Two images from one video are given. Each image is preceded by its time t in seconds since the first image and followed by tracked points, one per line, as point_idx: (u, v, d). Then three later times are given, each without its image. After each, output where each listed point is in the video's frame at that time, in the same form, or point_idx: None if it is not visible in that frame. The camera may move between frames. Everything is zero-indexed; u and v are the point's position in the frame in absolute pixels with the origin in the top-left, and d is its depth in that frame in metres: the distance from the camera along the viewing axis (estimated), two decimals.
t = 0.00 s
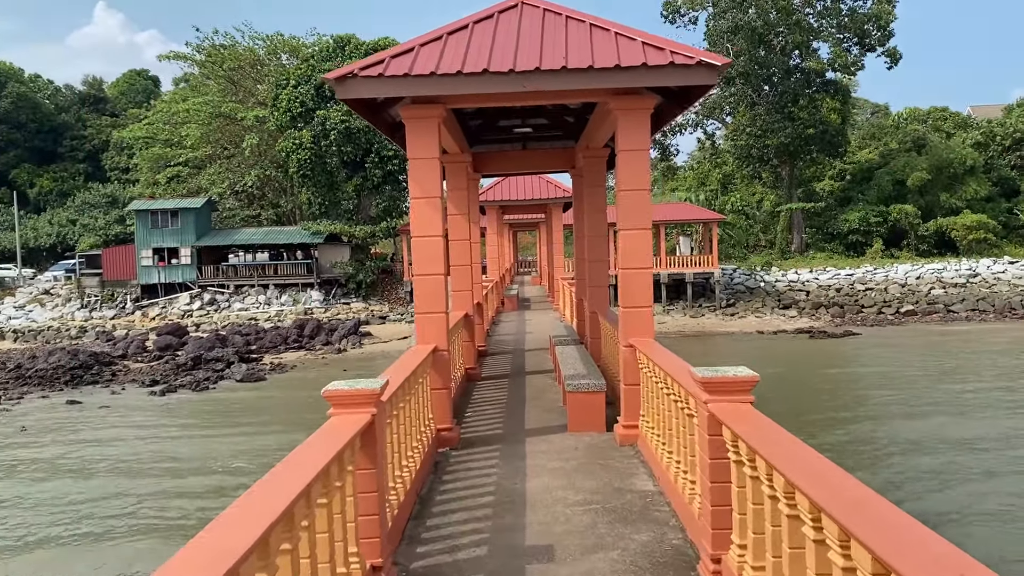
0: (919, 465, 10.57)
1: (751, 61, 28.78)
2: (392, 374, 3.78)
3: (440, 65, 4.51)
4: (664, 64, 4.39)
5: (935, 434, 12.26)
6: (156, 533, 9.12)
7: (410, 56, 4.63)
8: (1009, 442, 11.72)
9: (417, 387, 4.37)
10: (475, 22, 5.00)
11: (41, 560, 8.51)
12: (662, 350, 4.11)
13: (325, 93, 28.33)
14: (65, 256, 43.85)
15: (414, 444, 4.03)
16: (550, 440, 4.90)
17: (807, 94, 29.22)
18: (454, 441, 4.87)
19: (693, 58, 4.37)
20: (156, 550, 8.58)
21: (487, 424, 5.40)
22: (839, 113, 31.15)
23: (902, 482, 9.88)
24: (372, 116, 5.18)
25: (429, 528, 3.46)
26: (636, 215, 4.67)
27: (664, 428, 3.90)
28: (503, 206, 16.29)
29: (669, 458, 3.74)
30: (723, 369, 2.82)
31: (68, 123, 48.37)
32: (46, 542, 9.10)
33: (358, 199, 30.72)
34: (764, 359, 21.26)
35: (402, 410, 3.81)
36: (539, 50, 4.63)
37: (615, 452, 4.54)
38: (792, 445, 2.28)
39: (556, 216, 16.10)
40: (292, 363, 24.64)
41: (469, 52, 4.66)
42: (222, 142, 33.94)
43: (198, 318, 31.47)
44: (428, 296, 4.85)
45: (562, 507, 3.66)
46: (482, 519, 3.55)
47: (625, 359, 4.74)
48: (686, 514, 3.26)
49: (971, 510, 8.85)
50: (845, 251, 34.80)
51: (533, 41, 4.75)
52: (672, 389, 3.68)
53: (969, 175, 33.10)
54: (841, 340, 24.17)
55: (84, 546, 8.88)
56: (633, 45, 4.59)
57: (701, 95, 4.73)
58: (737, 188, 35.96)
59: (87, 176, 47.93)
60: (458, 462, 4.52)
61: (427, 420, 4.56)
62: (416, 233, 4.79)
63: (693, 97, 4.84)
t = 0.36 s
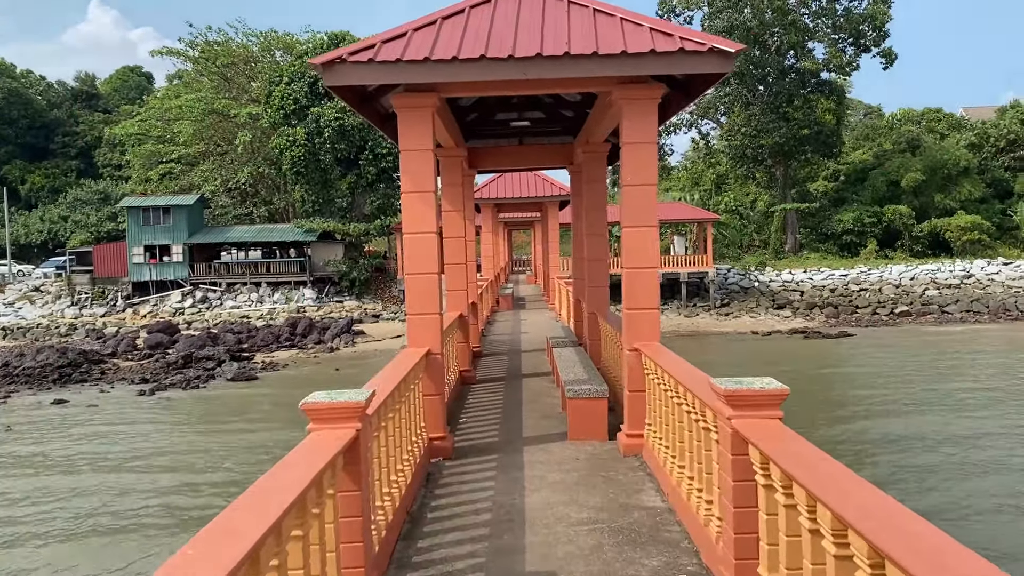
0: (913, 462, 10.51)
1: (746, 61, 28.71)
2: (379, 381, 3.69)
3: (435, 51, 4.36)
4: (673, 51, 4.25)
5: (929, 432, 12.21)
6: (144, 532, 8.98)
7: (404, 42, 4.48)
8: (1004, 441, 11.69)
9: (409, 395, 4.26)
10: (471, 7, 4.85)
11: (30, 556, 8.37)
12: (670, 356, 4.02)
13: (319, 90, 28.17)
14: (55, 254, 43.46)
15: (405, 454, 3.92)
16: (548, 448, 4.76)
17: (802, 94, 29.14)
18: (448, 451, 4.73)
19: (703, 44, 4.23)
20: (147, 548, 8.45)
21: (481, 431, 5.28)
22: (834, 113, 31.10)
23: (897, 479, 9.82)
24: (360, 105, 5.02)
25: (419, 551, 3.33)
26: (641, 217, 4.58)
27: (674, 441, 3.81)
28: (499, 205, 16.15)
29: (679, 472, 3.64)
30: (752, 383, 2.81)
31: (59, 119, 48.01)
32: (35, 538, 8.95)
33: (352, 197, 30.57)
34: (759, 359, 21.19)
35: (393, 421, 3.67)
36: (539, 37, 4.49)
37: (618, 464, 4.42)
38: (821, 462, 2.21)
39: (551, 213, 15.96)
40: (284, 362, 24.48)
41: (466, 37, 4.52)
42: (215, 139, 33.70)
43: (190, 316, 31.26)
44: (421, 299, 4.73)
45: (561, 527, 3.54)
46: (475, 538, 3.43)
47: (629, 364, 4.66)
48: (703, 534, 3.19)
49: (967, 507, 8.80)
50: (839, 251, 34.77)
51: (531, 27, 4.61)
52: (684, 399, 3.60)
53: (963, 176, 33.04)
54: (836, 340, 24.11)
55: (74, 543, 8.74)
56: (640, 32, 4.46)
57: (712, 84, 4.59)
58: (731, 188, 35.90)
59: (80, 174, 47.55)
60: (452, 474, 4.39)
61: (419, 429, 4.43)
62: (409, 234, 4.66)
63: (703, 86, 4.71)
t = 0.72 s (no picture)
0: (920, 464, 10.07)
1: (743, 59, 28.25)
2: (355, 400, 3.10)
3: (425, 36, 3.88)
4: (683, 38, 3.78)
5: (934, 434, 11.80)
6: (112, 533, 8.47)
7: (391, 26, 4.00)
8: (1012, 445, 11.31)
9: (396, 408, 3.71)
10: None
11: None
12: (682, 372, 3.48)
13: (309, 84, 27.62)
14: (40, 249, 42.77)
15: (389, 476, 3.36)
16: (548, 464, 4.27)
17: (798, 92, 28.69)
18: (439, 469, 4.19)
19: (719, 32, 3.77)
20: (118, 552, 7.96)
21: (473, 445, 4.76)
22: (831, 112, 30.72)
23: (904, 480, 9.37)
24: (343, 95, 4.52)
25: None
26: (647, 210, 4.03)
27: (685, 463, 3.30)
28: (491, 201, 15.68)
29: (692, 500, 3.12)
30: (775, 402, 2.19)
31: (47, 112, 47.26)
32: None
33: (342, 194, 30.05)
34: (756, 359, 20.80)
35: (375, 438, 3.14)
36: (537, 21, 4.02)
37: (621, 483, 3.91)
38: (878, 512, 1.67)
39: (545, 211, 15.48)
40: (271, 361, 23.91)
41: (459, 22, 4.05)
42: (203, 134, 33.10)
43: (177, 313, 30.70)
44: (407, 300, 4.18)
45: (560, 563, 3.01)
46: None
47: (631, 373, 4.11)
48: None
49: (980, 512, 8.35)
50: (834, 251, 34.40)
51: (529, 11, 4.14)
52: (696, 417, 3.08)
53: (960, 176, 32.62)
54: (833, 341, 23.73)
55: (39, 546, 8.23)
56: (648, 16, 3.99)
57: (727, 75, 4.13)
58: (725, 187, 35.51)
59: (67, 168, 46.81)
60: (443, 496, 3.85)
61: (406, 444, 3.90)
62: (394, 225, 4.12)
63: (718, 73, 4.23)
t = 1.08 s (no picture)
0: (917, 470, 9.88)
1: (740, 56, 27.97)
2: (325, 411, 2.86)
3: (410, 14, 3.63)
4: (687, 17, 3.53)
5: (931, 439, 11.62)
6: (92, 532, 8.22)
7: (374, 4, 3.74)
8: (1010, 448, 11.16)
9: (374, 415, 3.45)
10: None
11: None
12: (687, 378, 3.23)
13: (303, 80, 27.27)
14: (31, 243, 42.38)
15: (364, 490, 3.10)
16: (537, 475, 4.02)
17: (795, 90, 28.42)
18: (423, 479, 3.94)
19: (726, 12, 3.52)
20: (97, 550, 7.72)
21: (461, 453, 4.51)
22: (827, 110, 30.48)
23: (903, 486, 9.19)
24: (322, 79, 4.26)
25: None
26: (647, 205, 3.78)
27: (686, 479, 3.05)
28: (486, 196, 15.43)
29: (696, 519, 2.87)
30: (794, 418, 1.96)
31: (39, 106, 46.80)
32: None
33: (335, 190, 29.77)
34: (751, 358, 20.61)
35: (349, 451, 2.89)
36: None
37: (617, 497, 3.66)
38: (923, 551, 1.41)
39: (540, 208, 15.22)
40: (262, 358, 23.65)
41: None
42: (195, 129, 32.73)
43: (167, 309, 30.43)
44: (389, 299, 3.91)
45: None
46: None
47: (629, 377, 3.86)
48: None
49: (980, 517, 8.15)
50: (830, 250, 34.24)
51: None
52: (701, 430, 2.82)
53: (956, 175, 32.41)
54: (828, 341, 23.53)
55: (16, 543, 7.99)
56: None
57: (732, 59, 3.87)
58: (720, 185, 35.32)
59: (59, 162, 46.40)
60: (425, 509, 3.61)
61: (386, 455, 3.65)
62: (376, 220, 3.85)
63: (727, 55, 3.98)
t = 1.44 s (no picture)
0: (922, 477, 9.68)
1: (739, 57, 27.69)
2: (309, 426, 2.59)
3: None
4: None
5: (934, 445, 11.43)
6: (77, 540, 7.96)
7: None
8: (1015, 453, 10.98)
9: (365, 429, 3.18)
10: None
11: None
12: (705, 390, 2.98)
13: (299, 78, 26.95)
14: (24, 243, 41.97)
15: (354, 514, 2.84)
16: (539, 490, 3.77)
17: (795, 91, 28.12)
18: (418, 496, 3.67)
19: None
20: (80, 558, 7.46)
21: (459, 465, 4.24)
22: (827, 111, 30.20)
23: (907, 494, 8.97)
24: (312, 67, 4.00)
25: None
26: (658, 203, 3.53)
27: (706, 500, 2.79)
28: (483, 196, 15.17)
29: (719, 545, 2.60)
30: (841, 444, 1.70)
31: (33, 105, 46.40)
32: None
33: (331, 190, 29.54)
34: (750, 359, 20.41)
35: (336, 469, 2.62)
36: None
37: (627, 516, 3.40)
38: None
39: (539, 208, 14.97)
40: (256, 359, 23.40)
41: None
42: (190, 128, 32.39)
43: (161, 310, 30.15)
44: (381, 302, 3.63)
45: None
46: None
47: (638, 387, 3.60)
48: None
49: (988, 524, 7.96)
50: (829, 251, 34.06)
51: None
52: (724, 448, 2.56)
53: (955, 177, 32.18)
54: (828, 342, 23.31)
55: None
56: None
57: (752, 43, 3.61)
58: (719, 185, 35.10)
59: (53, 161, 45.98)
60: (420, 529, 3.34)
61: (378, 471, 3.38)
62: (368, 219, 3.59)
63: (741, 44, 3.74)
